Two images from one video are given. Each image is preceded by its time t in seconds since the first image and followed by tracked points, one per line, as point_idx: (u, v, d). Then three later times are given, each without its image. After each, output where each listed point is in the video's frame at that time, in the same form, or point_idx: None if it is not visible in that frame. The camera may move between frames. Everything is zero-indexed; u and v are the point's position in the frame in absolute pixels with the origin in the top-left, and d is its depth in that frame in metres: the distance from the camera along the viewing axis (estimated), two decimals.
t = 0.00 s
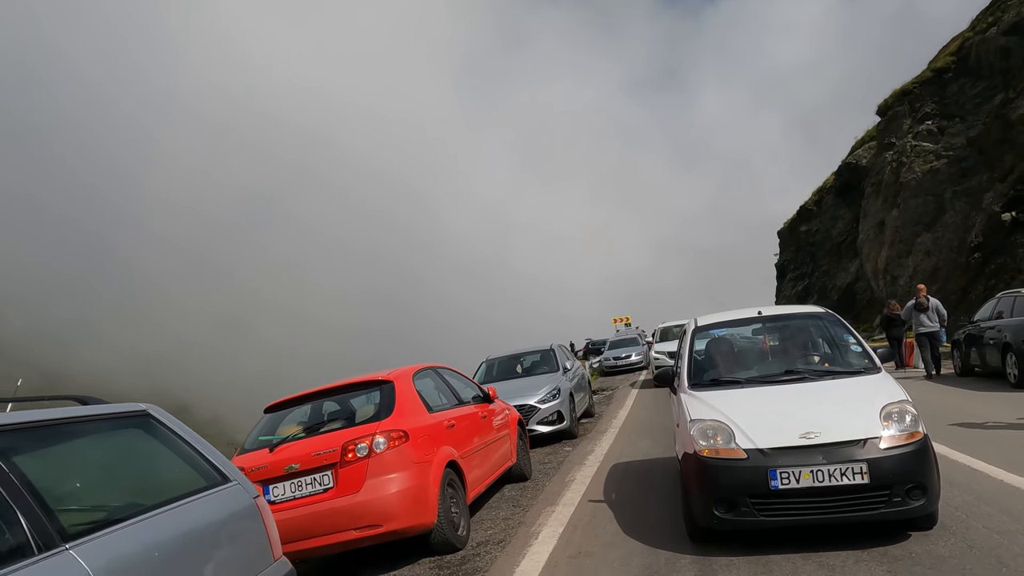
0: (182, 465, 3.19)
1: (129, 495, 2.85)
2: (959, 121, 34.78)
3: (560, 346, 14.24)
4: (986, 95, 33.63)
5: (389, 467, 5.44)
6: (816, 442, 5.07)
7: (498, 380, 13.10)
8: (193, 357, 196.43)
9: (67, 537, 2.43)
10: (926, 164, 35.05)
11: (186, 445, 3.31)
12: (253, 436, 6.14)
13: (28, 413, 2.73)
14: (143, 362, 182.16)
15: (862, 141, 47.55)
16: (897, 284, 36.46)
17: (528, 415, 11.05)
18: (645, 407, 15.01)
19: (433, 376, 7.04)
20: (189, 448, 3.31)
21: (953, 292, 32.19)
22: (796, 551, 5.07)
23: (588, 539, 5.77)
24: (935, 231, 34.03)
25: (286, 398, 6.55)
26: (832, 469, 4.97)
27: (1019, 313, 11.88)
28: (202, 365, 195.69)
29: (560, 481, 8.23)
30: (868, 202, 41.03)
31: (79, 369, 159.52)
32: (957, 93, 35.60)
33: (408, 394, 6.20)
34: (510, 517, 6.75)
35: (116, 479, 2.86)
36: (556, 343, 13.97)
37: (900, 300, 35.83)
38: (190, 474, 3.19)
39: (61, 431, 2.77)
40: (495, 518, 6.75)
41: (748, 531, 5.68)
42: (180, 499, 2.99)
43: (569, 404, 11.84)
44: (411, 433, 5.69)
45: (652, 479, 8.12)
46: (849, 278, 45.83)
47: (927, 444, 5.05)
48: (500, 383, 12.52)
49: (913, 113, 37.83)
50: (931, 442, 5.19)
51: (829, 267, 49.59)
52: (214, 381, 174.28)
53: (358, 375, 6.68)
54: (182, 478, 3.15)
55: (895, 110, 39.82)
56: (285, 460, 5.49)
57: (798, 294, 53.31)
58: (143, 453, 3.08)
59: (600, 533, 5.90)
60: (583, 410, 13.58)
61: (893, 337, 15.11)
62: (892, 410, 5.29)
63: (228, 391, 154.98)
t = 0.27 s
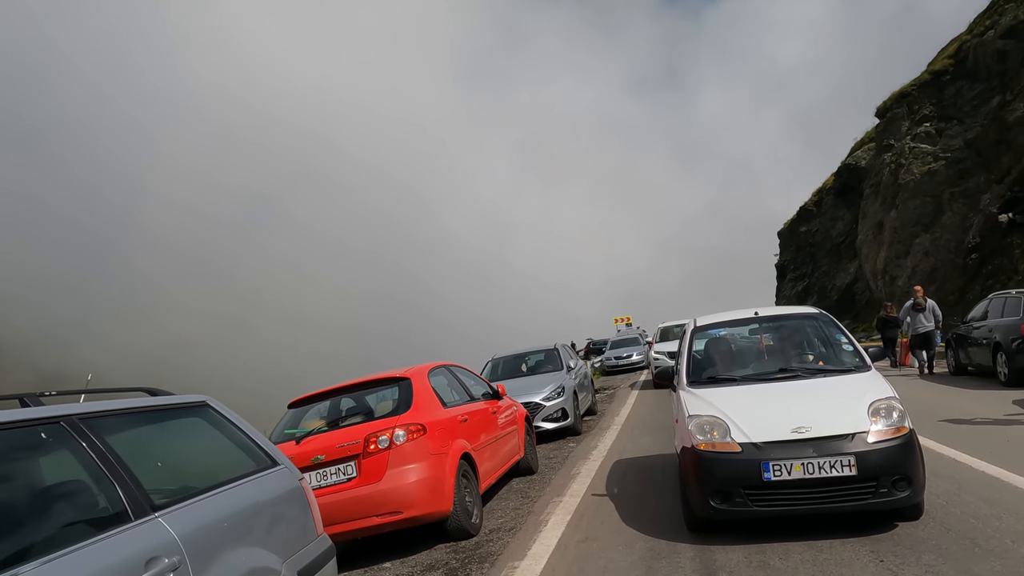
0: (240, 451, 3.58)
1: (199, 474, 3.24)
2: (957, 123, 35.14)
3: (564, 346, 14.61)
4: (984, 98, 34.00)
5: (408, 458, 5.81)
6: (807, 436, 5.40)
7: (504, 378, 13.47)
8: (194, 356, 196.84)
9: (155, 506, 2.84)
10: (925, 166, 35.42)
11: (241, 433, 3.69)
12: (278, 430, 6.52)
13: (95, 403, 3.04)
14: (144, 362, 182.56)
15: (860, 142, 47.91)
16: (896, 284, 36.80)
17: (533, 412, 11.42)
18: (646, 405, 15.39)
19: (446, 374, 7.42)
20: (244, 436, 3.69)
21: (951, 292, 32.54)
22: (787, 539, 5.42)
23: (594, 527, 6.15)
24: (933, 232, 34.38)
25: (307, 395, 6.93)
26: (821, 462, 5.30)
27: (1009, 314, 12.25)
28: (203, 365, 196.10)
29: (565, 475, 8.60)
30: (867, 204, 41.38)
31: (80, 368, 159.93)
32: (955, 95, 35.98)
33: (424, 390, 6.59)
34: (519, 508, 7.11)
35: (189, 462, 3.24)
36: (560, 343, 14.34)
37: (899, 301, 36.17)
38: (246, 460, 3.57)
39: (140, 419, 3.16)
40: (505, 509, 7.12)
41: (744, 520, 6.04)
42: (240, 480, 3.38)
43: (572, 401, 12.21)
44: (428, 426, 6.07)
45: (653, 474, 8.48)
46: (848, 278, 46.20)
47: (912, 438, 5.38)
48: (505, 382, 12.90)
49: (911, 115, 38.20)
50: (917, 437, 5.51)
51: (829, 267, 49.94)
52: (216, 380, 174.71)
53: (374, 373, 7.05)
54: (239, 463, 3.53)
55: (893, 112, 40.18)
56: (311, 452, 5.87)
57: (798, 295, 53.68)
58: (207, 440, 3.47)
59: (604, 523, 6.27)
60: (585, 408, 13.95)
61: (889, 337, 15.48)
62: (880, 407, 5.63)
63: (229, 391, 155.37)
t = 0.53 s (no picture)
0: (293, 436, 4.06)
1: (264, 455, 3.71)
2: (955, 126, 35.60)
3: (568, 346, 15.07)
4: (981, 101, 34.43)
5: (429, 448, 6.28)
6: (796, 429, 5.85)
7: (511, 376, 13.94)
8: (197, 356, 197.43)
9: (234, 480, 3.32)
10: (923, 168, 35.88)
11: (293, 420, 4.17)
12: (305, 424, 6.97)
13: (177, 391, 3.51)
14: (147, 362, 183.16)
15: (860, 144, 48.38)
16: (894, 285, 37.22)
17: (540, 409, 11.88)
18: (648, 403, 15.87)
19: (461, 371, 7.88)
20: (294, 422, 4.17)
21: (948, 293, 32.97)
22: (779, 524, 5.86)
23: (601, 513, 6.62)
24: (931, 233, 34.83)
25: (331, 391, 7.38)
26: (810, 452, 5.75)
27: (998, 314, 12.71)
28: (205, 365, 196.72)
29: (572, 467, 9.06)
30: (866, 205, 41.82)
31: (84, 368, 160.59)
32: (953, 98, 36.46)
33: (441, 386, 7.05)
34: (529, 497, 7.57)
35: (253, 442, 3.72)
36: (565, 343, 14.80)
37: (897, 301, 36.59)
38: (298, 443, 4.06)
39: (213, 407, 3.62)
40: (517, 498, 7.58)
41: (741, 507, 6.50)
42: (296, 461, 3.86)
43: (577, 399, 12.67)
44: (446, 420, 6.53)
45: (655, 467, 8.93)
46: (848, 279, 46.65)
47: (895, 430, 5.82)
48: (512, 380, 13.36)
49: (909, 118, 38.67)
50: (899, 429, 5.95)
51: (828, 268, 50.41)
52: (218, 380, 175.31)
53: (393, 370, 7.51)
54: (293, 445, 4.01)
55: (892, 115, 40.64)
56: (339, 443, 6.33)
57: (797, 295, 54.15)
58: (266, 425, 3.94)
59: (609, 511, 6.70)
60: (589, 406, 14.41)
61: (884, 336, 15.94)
62: (865, 402, 6.07)
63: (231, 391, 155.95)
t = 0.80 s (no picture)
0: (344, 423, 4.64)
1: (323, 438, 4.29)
2: (951, 129, 36.15)
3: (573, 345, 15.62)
4: (978, 104, 34.95)
5: (450, 438, 6.83)
6: (786, 419, 6.41)
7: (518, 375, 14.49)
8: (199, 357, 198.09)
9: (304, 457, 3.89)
10: (920, 171, 36.42)
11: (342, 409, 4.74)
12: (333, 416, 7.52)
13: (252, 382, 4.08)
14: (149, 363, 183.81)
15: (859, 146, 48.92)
16: (892, 285, 37.74)
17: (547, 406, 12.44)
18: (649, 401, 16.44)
19: (476, 368, 8.44)
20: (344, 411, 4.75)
21: (946, 293, 33.49)
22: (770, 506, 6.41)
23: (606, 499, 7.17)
24: (928, 235, 35.34)
25: (356, 386, 7.93)
26: (798, 440, 6.30)
27: (985, 315, 13.26)
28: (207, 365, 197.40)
29: (578, 459, 9.61)
30: (864, 207, 42.36)
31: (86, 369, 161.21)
32: (950, 102, 37.00)
33: (460, 382, 7.60)
34: (540, 485, 8.12)
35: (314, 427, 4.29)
36: (569, 342, 15.35)
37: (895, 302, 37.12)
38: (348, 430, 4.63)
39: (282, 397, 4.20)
40: (529, 486, 8.13)
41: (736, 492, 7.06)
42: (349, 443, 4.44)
43: (582, 395, 13.22)
44: (466, 412, 7.09)
45: (656, 459, 9.48)
46: (847, 280, 47.19)
47: (876, 420, 6.38)
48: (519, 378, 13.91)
49: (907, 121, 39.21)
50: (880, 420, 6.51)
51: (827, 269, 50.98)
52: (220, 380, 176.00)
53: (413, 367, 8.05)
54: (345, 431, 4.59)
55: (890, 118, 41.17)
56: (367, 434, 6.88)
57: (797, 296, 54.70)
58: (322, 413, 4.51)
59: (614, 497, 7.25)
60: (593, 403, 14.95)
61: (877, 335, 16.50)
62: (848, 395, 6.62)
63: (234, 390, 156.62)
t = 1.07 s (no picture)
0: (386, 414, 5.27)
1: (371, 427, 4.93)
2: (948, 133, 36.75)
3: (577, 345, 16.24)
4: (974, 109, 35.54)
5: (470, 430, 7.47)
6: (775, 412, 7.03)
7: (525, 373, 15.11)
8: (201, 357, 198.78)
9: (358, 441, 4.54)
10: (917, 174, 37.01)
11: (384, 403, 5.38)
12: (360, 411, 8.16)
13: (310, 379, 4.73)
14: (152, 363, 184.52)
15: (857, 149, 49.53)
16: (890, 286, 38.36)
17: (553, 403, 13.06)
18: (650, 399, 17.06)
19: (491, 367, 9.08)
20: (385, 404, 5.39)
21: (942, 295, 34.12)
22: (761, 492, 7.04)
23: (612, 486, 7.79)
24: (925, 237, 35.94)
25: (381, 383, 8.58)
26: (786, 432, 6.93)
27: (972, 317, 13.89)
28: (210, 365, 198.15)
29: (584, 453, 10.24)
30: (863, 210, 42.97)
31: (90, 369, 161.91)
32: (946, 106, 37.58)
33: (477, 379, 8.23)
34: (550, 476, 8.75)
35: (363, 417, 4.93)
36: (574, 342, 15.97)
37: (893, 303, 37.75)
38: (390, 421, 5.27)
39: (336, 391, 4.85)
40: (540, 477, 8.76)
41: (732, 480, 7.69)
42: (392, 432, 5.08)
43: (586, 393, 13.84)
44: (483, 407, 7.72)
45: (658, 453, 10.11)
46: (846, 281, 47.80)
47: (857, 414, 7.01)
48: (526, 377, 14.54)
49: (905, 125, 39.80)
50: (861, 414, 7.14)
51: (826, 270, 51.61)
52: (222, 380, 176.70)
53: (433, 366, 8.68)
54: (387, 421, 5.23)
55: (888, 122, 41.76)
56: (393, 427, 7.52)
57: (797, 296, 55.32)
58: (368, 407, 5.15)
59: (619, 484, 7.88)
60: (597, 401, 15.57)
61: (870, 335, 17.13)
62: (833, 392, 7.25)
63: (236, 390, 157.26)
